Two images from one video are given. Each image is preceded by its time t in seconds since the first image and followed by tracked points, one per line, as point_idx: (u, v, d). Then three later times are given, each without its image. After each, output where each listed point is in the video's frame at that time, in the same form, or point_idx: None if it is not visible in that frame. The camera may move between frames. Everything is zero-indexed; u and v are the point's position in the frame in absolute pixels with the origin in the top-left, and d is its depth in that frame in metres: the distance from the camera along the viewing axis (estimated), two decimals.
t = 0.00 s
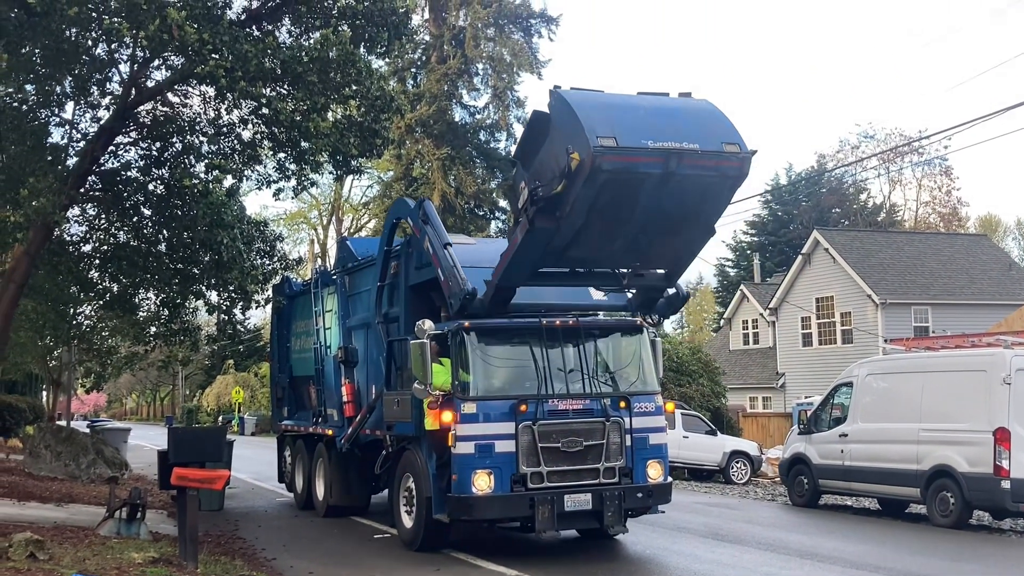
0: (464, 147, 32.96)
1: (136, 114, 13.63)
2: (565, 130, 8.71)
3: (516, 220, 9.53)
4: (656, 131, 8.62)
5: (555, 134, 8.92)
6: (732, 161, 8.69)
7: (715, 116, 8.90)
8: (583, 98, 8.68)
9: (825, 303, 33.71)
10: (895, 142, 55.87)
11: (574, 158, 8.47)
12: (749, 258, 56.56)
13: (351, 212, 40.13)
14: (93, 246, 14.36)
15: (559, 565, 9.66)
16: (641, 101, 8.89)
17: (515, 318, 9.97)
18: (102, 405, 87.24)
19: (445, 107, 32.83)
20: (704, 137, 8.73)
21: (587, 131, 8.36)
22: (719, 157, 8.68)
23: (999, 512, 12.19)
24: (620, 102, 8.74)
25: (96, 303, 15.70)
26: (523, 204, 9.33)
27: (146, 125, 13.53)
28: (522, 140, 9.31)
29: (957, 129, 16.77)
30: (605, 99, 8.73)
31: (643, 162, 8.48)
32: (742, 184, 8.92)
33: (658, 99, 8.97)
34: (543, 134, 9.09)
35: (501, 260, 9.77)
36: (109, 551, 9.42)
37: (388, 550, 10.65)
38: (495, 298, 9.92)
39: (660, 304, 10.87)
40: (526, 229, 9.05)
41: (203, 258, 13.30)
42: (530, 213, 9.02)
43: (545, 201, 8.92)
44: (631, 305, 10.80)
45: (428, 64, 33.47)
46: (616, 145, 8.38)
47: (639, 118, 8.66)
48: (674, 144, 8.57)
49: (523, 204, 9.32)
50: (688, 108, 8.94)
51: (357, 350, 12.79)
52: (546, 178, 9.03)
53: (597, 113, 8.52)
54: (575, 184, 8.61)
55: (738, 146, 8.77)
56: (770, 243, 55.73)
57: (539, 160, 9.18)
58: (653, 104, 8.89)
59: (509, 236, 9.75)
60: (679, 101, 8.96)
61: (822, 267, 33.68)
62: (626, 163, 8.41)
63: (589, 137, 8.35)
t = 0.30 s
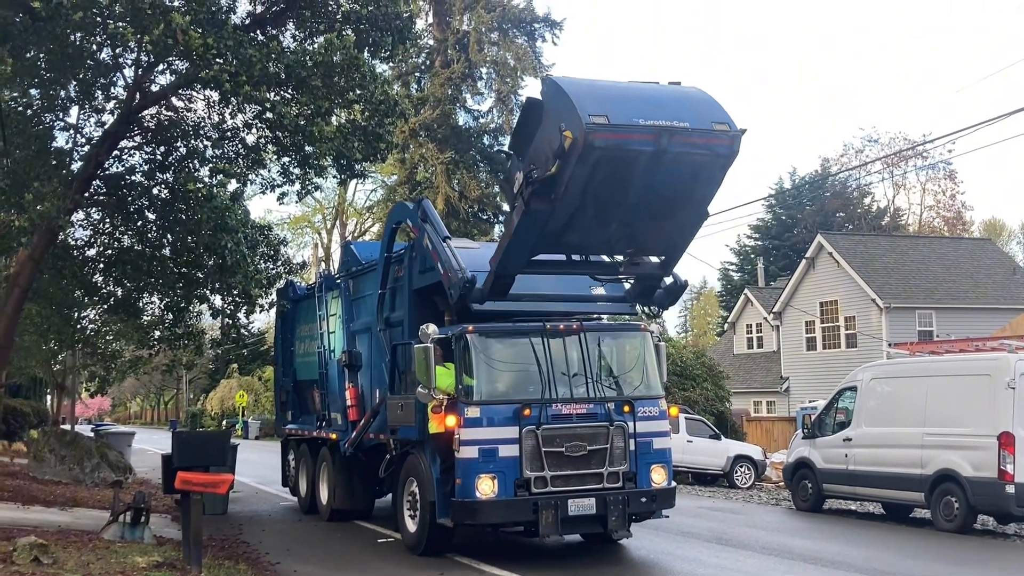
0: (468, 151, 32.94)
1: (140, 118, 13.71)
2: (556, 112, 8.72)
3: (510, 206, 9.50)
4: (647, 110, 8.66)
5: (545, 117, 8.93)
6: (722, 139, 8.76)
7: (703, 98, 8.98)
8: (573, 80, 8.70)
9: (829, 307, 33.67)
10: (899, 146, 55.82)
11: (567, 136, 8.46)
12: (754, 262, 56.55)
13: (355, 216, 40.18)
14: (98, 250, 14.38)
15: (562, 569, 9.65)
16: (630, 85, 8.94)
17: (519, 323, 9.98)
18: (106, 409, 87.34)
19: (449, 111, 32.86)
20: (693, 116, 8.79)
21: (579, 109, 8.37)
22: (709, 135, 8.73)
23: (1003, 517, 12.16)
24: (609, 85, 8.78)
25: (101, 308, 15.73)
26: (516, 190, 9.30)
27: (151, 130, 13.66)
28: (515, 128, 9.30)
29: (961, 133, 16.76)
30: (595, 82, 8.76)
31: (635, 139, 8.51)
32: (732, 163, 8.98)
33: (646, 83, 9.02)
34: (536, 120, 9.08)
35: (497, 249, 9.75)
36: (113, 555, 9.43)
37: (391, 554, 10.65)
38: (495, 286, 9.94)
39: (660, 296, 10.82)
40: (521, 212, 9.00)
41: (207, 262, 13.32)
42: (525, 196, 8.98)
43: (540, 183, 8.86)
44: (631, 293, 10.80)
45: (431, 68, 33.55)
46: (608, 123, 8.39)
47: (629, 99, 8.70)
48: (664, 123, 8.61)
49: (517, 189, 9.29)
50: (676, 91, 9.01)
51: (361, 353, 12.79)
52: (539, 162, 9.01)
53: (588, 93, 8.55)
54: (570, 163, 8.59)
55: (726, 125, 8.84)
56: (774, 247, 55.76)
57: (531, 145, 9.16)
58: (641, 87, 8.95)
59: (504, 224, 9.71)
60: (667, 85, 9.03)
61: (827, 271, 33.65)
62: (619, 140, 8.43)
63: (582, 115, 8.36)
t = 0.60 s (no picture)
0: (472, 154, 32.88)
1: (144, 121, 13.73)
2: (548, 95, 8.74)
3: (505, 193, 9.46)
4: (637, 89, 8.69)
5: (536, 100, 8.94)
6: (712, 116, 8.78)
7: (691, 80, 9.02)
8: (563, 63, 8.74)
9: (833, 310, 33.63)
10: (903, 148, 55.74)
11: (559, 115, 8.45)
12: (757, 265, 56.55)
13: (359, 219, 40.19)
14: (101, 253, 14.38)
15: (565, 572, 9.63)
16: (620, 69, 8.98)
17: (522, 325, 10.00)
18: (110, 413, 87.47)
19: (452, 113, 32.90)
20: (684, 95, 8.81)
21: (571, 86, 8.38)
22: (700, 112, 8.74)
23: (1008, 520, 12.12)
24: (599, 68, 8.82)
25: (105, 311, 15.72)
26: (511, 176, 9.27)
27: (154, 133, 13.65)
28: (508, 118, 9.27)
29: (966, 134, 16.72)
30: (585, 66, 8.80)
31: (627, 116, 8.52)
32: (724, 141, 8.97)
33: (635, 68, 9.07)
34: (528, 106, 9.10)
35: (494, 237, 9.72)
36: (117, 558, 9.41)
37: (395, 557, 10.64)
38: (492, 272, 9.91)
39: (656, 285, 10.79)
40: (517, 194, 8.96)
41: (211, 265, 13.32)
42: (519, 178, 8.96)
43: (535, 164, 8.82)
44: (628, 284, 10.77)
45: (435, 71, 33.67)
46: (599, 100, 8.40)
47: (620, 80, 8.73)
48: (655, 101, 8.62)
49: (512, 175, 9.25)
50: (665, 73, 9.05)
51: (364, 356, 12.78)
52: (532, 145, 8.99)
53: (578, 73, 8.58)
54: (563, 141, 8.57)
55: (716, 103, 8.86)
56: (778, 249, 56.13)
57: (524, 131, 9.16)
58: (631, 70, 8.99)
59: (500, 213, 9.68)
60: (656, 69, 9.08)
61: (831, 273, 33.60)
62: (611, 117, 8.44)
63: (573, 92, 8.36)
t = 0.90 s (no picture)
0: (474, 156, 32.84)
1: (147, 124, 13.74)
2: (541, 81, 8.81)
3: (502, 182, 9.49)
4: (628, 73, 8.76)
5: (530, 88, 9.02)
6: (702, 98, 8.84)
7: (681, 66, 9.11)
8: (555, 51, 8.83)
9: (836, 311, 33.60)
10: (906, 149, 55.69)
11: (552, 97, 8.51)
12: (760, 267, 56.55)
13: (361, 221, 40.21)
14: (104, 256, 14.40)
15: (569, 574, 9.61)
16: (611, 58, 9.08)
17: (526, 328, 10.01)
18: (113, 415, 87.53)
19: (455, 116, 32.94)
20: (674, 79, 8.88)
21: (563, 69, 8.45)
22: (691, 93, 8.80)
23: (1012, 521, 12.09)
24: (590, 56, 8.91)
25: (107, 314, 15.74)
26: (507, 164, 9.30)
27: (158, 135, 13.64)
28: (504, 108, 9.34)
29: (969, 135, 16.70)
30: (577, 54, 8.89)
31: (619, 97, 8.57)
32: (715, 123, 9.01)
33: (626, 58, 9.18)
34: (523, 96, 9.18)
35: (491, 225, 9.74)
36: (120, 561, 9.41)
37: (398, 560, 10.63)
38: (492, 260, 9.94)
39: (654, 276, 10.82)
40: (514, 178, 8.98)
41: (214, 268, 13.34)
42: (516, 163, 8.98)
43: (530, 148, 8.85)
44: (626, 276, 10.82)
45: (438, 73, 33.78)
46: (592, 81, 8.46)
47: (611, 65, 8.81)
48: (647, 83, 8.69)
49: (508, 163, 9.29)
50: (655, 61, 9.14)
51: (367, 359, 12.79)
52: (527, 132, 9.04)
53: (570, 59, 8.67)
54: (557, 124, 8.61)
55: (706, 86, 8.92)
56: (781, 251, 56.50)
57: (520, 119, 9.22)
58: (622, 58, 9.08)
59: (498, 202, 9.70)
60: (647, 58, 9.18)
61: (834, 275, 33.57)
62: (604, 98, 8.50)
63: (566, 74, 8.43)
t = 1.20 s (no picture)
0: (478, 157, 32.80)
1: (151, 126, 13.77)
2: (533, 66, 9.06)
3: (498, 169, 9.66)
4: (618, 56, 8.99)
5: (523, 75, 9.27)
6: (690, 77, 9.05)
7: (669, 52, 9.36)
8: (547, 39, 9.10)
9: (840, 312, 33.55)
10: (909, 150, 55.61)
11: (544, 78, 8.73)
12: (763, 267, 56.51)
13: (365, 223, 40.22)
14: (108, 258, 14.42)
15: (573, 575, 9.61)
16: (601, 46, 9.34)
17: (528, 328, 10.04)
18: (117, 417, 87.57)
19: (458, 117, 32.97)
20: (662, 61, 9.11)
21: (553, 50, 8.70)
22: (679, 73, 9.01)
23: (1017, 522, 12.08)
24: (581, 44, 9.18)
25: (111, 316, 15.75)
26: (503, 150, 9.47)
27: (161, 137, 13.67)
28: (499, 98, 9.58)
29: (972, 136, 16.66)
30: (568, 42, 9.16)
31: (608, 76, 8.79)
32: (704, 102, 9.20)
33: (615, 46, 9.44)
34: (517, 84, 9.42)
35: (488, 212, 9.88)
36: (125, 563, 9.42)
37: (402, 561, 10.64)
38: (491, 249, 10.14)
39: (650, 265, 10.82)
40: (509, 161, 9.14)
41: (218, 270, 13.36)
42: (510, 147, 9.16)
43: (524, 131, 9.03)
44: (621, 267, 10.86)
45: (441, 75, 33.83)
46: (581, 61, 8.70)
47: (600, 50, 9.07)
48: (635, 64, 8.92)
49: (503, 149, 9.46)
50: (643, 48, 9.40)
51: (370, 360, 12.80)
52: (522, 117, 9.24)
53: (560, 44, 8.93)
54: (548, 105, 8.81)
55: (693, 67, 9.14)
56: (785, 251, 56.23)
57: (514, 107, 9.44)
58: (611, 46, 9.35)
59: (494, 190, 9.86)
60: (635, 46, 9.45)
61: (838, 275, 33.53)
62: (593, 77, 8.73)
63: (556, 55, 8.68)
